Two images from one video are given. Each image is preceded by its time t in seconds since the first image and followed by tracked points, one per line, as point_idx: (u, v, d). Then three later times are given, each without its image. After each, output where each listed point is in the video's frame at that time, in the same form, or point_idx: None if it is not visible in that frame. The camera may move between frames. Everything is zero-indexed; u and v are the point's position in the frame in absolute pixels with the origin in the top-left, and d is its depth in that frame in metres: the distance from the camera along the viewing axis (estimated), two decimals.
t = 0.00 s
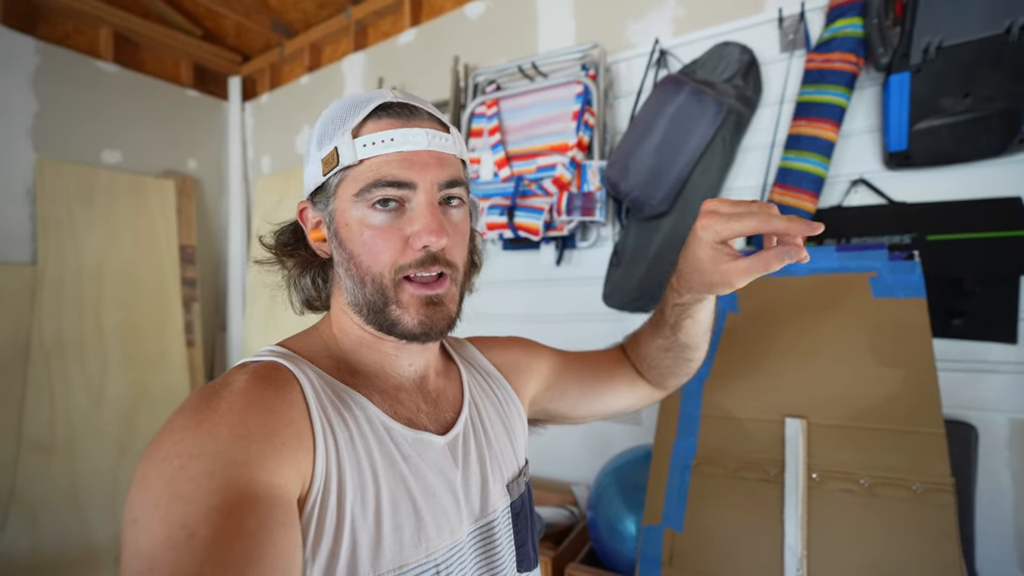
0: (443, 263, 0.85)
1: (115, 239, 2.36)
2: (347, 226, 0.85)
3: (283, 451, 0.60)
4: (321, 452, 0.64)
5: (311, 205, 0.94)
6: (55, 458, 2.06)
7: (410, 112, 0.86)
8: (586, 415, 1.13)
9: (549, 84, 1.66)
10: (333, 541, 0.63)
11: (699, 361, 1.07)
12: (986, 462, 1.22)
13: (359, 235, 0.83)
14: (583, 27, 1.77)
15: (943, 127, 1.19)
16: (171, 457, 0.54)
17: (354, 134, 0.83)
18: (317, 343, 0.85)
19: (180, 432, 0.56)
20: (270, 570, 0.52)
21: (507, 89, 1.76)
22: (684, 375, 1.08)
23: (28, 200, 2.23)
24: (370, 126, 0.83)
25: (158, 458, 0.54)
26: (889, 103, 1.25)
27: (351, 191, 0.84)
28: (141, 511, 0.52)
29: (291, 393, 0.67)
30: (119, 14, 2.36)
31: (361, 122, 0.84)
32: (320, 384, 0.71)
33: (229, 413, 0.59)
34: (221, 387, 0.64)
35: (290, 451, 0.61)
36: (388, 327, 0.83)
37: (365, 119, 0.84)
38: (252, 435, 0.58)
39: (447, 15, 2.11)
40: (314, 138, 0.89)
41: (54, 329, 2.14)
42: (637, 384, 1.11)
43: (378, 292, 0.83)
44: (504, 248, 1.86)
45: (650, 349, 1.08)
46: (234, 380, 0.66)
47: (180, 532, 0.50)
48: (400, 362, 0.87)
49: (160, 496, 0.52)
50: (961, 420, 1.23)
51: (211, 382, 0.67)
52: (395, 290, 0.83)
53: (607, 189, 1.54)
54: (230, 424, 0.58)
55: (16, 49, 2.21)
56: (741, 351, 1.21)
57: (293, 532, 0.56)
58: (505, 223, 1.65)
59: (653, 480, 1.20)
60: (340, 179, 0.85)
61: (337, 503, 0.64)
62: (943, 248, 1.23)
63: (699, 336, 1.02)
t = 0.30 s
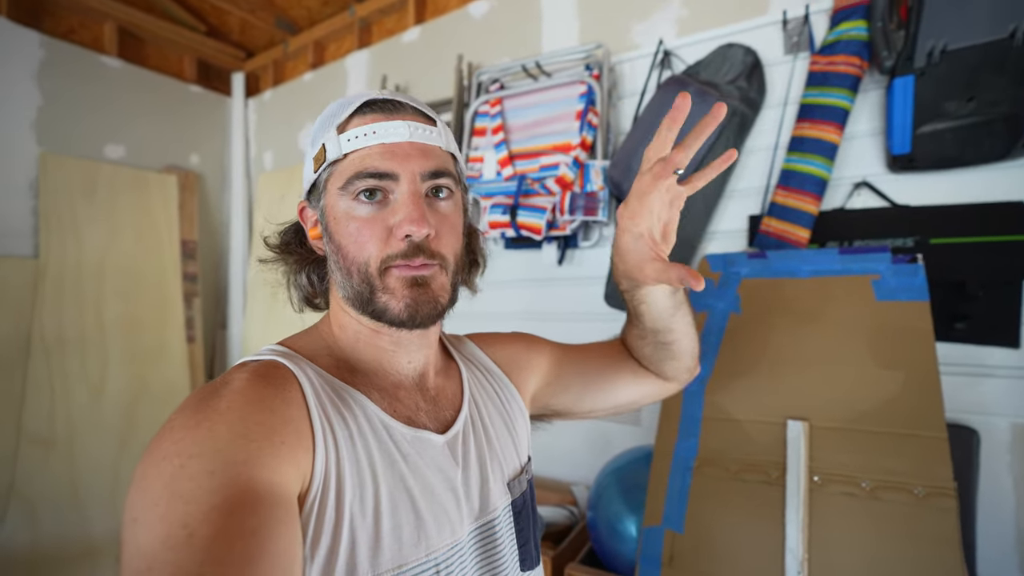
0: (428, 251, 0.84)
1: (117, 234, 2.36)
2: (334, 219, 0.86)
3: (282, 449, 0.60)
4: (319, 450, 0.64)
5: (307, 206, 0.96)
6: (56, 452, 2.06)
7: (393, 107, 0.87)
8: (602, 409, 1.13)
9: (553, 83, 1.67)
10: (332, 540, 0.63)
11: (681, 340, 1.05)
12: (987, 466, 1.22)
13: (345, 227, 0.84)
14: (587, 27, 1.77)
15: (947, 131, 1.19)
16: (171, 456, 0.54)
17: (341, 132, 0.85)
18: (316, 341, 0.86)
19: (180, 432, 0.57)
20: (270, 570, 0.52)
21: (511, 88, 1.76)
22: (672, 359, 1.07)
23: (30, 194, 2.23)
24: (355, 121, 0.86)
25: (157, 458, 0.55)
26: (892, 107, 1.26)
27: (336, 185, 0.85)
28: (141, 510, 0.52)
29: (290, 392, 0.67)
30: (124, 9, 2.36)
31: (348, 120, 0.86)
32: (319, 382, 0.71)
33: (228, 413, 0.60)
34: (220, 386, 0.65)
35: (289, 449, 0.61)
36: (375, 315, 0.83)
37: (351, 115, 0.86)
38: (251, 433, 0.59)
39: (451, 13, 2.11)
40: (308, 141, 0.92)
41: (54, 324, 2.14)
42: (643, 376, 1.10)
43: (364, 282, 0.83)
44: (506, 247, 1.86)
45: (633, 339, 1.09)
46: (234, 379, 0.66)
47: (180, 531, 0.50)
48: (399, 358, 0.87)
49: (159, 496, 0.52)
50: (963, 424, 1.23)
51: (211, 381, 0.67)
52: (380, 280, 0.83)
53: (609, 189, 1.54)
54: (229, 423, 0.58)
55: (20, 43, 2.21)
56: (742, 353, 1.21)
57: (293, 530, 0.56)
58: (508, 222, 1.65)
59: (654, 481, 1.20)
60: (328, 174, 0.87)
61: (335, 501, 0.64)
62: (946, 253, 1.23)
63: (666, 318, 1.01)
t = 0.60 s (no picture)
0: (430, 251, 0.84)
1: (119, 228, 2.36)
2: (335, 215, 0.86)
3: (283, 446, 0.60)
4: (319, 447, 0.64)
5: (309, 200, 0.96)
6: (57, 445, 2.07)
7: (400, 102, 0.87)
8: (611, 411, 1.12)
9: (558, 82, 1.67)
10: (330, 537, 0.63)
11: (686, 319, 1.09)
12: (988, 469, 1.22)
13: (347, 224, 0.84)
14: (593, 26, 1.77)
15: (952, 134, 1.19)
16: (171, 453, 0.54)
17: (346, 126, 0.85)
18: (317, 339, 0.86)
19: (181, 428, 0.57)
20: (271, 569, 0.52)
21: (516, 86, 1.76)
22: (676, 342, 1.09)
23: (34, 187, 2.24)
24: (360, 115, 0.85)
25: (158, 455, 0.55)
26: (897, 109, 1.26)
27: (338, 181, 0.85)
28: (141, 506, 0.52)
29: (290, 388, 0.67)
30: (130, 4, 2.36)
31: (353, 114, 0.85)
32: (319, 378, 0.72)
33: (228, 409, 0.60)
34: (221, 382, 0.65)
35: (289, 445, 0.61)
36: (375, 315, 0.83)
37: (356, 109, 0.86)
38: (251, 430, 0.59)
39: (456, 10, 2.11)
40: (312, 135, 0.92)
41: (57, 317, 2.15)
42: (649, 375, 1.10)
43: (365, 281, 0.83)
44: (509, 246, 1.85)
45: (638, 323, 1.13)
46: (234, 375, 0.67)
47: (181, 528, 0.50)
48: (399, 356, 0.87)
49: (160, 492, 0.52)
50: (964, 427, 1.23)
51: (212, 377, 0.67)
52: (381, 279, 0.83)
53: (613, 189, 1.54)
54: (229, 420, 0.58)
55: (25, 37, 2.21)
56: (745, 354, 1.21)
57: (294, 526, 0.56)
58: (511, 220, 1.65)
59: (655, 481, 1.20)
60: (331, 169, 0.87)
61: (334, 498, 0.64)
62: (950, 256, 1.23)
63: (667, 291, 1.07)
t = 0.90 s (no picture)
0: (417, 249, 0.84)
1: (119, 230, 2.36)
2: (324, 218, 0.87)
3: (281, 446, 0.60)
4: (317, 449, 0.64)
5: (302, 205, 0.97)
6: (55, 448, 2.06)
7: (382, 99, 0.88)
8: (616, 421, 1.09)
9: (557, 86, 1.67)
10: (326, 539, 0.64)
11: (694, 314, 1.12)
12: (986, 471, 1.22)
13: (335, 226, 0.85)
14: (592, 30, 1.78)
15: (949, 137, 1.20)
16: (169, 454, 0.54)
17: (329, 126, 0.87)
18: (315, 340, 0.86)
19: (179, 429, 0.57)
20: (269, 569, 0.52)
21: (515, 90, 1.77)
22: (684, 335, 1.11)
23: (33, 189, 2.24)
24: (344, 115, 0.87)
25: (156, 454, 0.55)
26: (894, 113, 1.26)
27: (325, 183, 0.87)
28: (140, 507, 0.52)
29: (289, 390, 0.68)
30: (131, 7, 2.37)
31: (333, 114, 0.87)
32: (318, 379, 0.72)
33: (227, 410, 0.60)
34: (220, 383, 0.65)
35: (287, 446, 0.61)
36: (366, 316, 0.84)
37: (340, 109, 0.87)
38: (249, 430, 0.59)
39: (457, 13, 2.11)
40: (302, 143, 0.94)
41: (56, 318, 2.15)
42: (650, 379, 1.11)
43: (355, 283, 0.84)
44: (508, 248, 1.86)
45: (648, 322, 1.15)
46: (233, 376, 0.67)
47: (179, 528, 0.50)
48: (399, 358, 0.88)
49: (158, 493, 0.52)
50: (962, 430, 1.24)
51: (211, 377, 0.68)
52: (370, 279, 0.83)
53: (612, 192, 1.54)
54: (227, 421, 0.59)
55: (26, 39, 2.21)
56: (744, 356, 1.21)
57: (292, 527, 0.56)
58: (510, 223, 1.66)
59: (654, 483, 1.20)
60: (319, 171, 0.88)
61: (331, 500, 0.65)
62: (947, 259, 1.23)
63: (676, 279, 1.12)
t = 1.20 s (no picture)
0: (427, 248, 0.84)
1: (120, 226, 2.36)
2: (331, 211, 0.87)
3: (280, 447, 0.60)
4: (317, 452, 0.64)
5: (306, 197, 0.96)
6: (59, 444, 2.07)
7: (394, 91, 0.88)
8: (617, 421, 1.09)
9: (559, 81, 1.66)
10: (326, 539, 0.64)
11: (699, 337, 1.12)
12: (987, 467, 1.22)
13: (342, 220, 0.85)
14: (594, 24, 1.77)
15: (954, 133, 1.19)
16: (170, 455, 0.55)
17: (336, 117, 0.86)
18: (317, 339, 0.86)
19: (179, 430, 0.57)
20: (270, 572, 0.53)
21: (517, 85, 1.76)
22: (687, 356, 1.10)
23: (34, 186, 2.23)
24: (353, 106, 0.86)
25: (158, 455, 0.55)
26: (899, 108, 1.25)
27: (333, 176, 0.86)
28: (141, 508, 0.52)
29: (290, 390, 0.68)
30: (131, 3, 2.36)
31: (342, 106, 0.87)
32: (319, 380, 0.72)
33: (227, 411, 0.60)
34: (221, 383, 0.65)
35: (287, 447, 0.61)
36: (372, 314, 0.84)
37: (350, 100, 0.87)
38: (249, 432, 0.59)
39: (458, 8, 2.10)
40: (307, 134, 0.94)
41: (59, 315, 2.15)
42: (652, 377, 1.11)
43: (362, 280, 0.84)
44: (510, 244, 1.85)
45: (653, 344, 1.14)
46: (234, 376, 0.67)
47: (179, 529, 0.51)
48: (401, 358, 0.88)
49: (158, 495, 0.52)
50: (964, 426, 1.24)
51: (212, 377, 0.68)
52: (377, 278, 0.83)
53: (614, 187, 1.54)
54: (227, 421, 0.59)
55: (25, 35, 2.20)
56: (746, 353, 1.21)
57: (293, 529, 0.57)
58: (512, 219, 1.66)
59: (656, 479, 1.20)
60: (326, 163, 0.88)
61: (331, 501, 0.65)
62: (950, 256, 1.23)
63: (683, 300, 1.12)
